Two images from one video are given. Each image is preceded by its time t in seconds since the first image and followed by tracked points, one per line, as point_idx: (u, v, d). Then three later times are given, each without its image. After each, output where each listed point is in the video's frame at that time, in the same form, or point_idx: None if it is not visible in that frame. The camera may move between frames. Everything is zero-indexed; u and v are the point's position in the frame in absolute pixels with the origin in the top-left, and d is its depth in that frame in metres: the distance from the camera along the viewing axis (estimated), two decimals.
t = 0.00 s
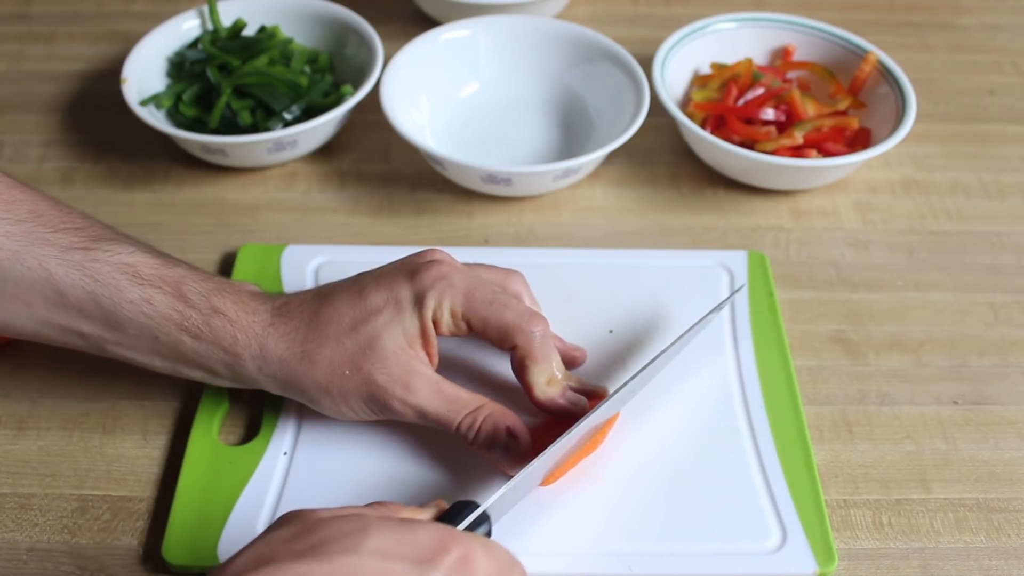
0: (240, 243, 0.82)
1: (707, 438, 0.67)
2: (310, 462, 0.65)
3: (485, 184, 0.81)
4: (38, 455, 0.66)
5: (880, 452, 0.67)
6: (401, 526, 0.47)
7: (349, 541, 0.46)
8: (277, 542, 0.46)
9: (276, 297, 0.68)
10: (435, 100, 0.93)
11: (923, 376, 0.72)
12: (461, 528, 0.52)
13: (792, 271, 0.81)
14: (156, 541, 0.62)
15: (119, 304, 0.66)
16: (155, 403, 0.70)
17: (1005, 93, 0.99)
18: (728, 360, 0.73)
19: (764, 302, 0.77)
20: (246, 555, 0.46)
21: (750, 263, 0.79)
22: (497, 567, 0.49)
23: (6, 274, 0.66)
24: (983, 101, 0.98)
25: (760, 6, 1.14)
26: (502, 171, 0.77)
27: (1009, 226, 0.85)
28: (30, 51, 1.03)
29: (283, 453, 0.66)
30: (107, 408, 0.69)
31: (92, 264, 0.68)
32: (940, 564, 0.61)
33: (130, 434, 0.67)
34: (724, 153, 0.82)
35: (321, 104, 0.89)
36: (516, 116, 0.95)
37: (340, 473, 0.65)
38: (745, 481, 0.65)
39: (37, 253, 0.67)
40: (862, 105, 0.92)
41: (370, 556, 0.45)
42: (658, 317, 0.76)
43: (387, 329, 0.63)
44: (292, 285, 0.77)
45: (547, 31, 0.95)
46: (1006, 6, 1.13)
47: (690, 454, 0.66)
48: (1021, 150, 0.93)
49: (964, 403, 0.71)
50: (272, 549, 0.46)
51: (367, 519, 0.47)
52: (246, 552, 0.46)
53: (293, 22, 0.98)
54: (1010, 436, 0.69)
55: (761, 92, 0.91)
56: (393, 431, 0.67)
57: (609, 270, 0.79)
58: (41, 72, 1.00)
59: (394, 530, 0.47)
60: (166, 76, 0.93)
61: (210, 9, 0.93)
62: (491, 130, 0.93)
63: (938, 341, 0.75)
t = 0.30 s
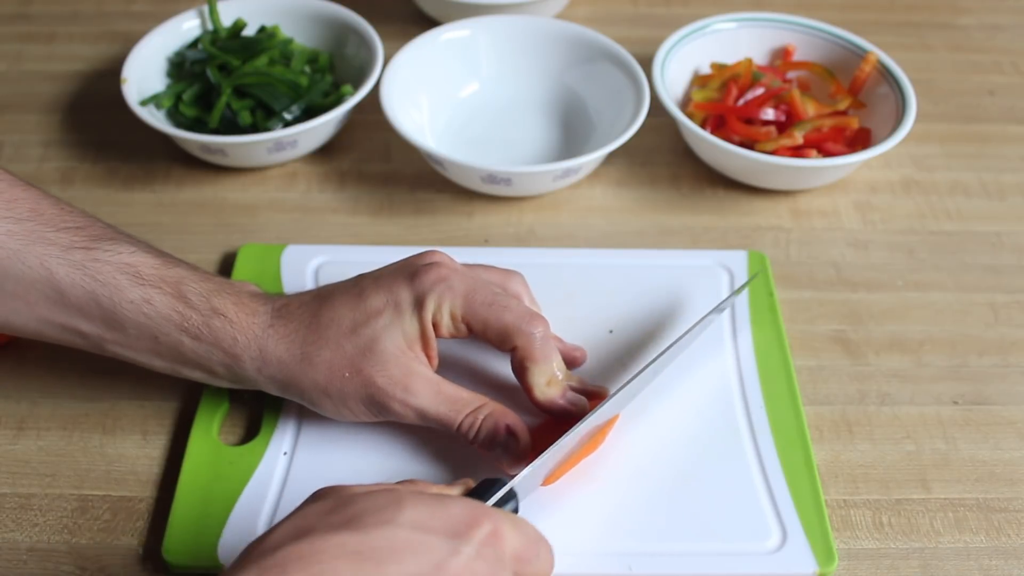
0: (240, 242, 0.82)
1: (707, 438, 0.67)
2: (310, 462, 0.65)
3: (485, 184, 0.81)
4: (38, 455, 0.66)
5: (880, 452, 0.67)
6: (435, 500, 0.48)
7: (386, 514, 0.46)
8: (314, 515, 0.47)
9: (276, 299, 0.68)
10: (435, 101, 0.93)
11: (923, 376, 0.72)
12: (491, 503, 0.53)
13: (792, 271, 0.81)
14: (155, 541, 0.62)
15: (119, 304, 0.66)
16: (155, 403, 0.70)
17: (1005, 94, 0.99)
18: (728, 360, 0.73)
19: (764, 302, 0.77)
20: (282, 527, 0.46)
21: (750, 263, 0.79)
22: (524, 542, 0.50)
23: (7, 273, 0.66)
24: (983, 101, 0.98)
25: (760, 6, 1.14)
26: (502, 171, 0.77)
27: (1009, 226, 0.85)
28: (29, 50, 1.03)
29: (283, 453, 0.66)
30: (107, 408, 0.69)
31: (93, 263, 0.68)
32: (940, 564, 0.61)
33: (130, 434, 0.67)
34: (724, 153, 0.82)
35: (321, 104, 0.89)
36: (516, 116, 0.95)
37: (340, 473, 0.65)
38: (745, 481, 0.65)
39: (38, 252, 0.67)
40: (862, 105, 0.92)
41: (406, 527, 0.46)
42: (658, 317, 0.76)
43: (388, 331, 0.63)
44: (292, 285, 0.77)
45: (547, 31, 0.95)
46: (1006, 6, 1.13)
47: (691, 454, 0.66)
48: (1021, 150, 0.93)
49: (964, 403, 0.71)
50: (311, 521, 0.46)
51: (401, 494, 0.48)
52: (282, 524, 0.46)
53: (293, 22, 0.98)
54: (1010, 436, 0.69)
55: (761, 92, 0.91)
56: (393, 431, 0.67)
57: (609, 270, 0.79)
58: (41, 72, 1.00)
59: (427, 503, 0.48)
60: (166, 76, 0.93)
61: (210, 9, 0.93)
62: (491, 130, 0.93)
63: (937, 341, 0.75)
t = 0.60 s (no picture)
0: (240, 243, 0.82)
1: (707, 438, 0.67)
2: (310, 462, 0.65)
3: (485, 184, 0.81)
4: (38, 455, 0.66)
5: (880, 452, 0.67)
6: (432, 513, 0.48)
7: (383, 525, 0.46)
8: (310, 521, 0.46)
9: (276, 299, 0.68)
10: (435, 100, 0.93)
11: (923, 376, 0.72)
12: (482, 513, 0.53)
13: (792, 271, 0.81)
14: (155, 541, 0.62)
15: (119, 303, 0.66)
16: (155, 403, 0.70)
17: (1005, 94, 0.99)
18: (728, 360, 0.73)
19: (764, 302, 0.77)
20: (279, 531, 0.46)
21: (750, 263, 0.79)
22: (516, 554, 0.50)
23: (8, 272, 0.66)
24: (983, 101, 0.98)
25: (761, 6, 1.14)
26: (502, 171, 0.77)
27: (1009, 226, 0.85)
28: (30, 51, 1.03)
29: (283, 453, 0.66)
30: (107, 408, 0.69)
31: (94, 263, 0.68)
32: (940, 564, 0.61)
33: (130, 434, 0.67)
34: (724, 153, 0.82)
35: (321, 104, 0.89)
36: (516, 116, 0.95)
37: (340, 473, 0.65)
38: (745, 481, 0.65)
39: (38, 251, 0.67)
40: (862, 105, 0.92)
41: (400, 540, 0.46)
42: (658, 317, 0.76)
43: (388, 333, 0.63)
44: (292, 285, 0.77)
45: (547, 31, 0.95)
46: (1006, 6, 1.13)
47: (690, 454, 0.66)
48: (1021, 150, 0.93)
49: (964, 403, 0.71)
50: (305, 529, 0.46)
51: (398, 504, 0.48)
52: (278, 530, 0.46)
53: (293, 22, 0.98)
54: (1010, 436, 0.69)
55: (761, 92, 0.91)
56: (393, 432, 0.67)
57: (609, 270, 0.79)
58: (41, 72, 1.00)
59: (424, 515, 0.48)
60: (166, 76, 0.93)
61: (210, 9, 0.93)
62: (491, 130, 0.93)
63: (937, 341, 0.75)
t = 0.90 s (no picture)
0: (240, 243, 0.82)
1: (707, 438, 0.67)
2: (310, 462, 0.65)
3: (484, 184, 0.81)
4: (38, 455, 0.66)
5: (880, 452, 0.67)
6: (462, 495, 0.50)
7: (414, 506, 0.47)
8: (345, 506, 0.48)
9: (277, 300, 0.68)
10: (435, 100, 0.93)
11: (923, 376, 0.72)
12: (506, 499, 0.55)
13: (792, 271, 0.81)
14: (155, 541, 0.62)
15: (120, 303, 0.66)
16: (155, 403, 0.70)
17: (1005, 94, 0.99)
18: (727, 360, 0.73)
19: (764, 302, 0.77)
20: (315, 517, 0.47)
21: (750, 263, 0.79)
22: (541, 534, 0.52)
23: (9, 271, 0.66)
24: (983, 101, 0.98)
25: (760, 6, 1.14)
26: (502, 171, 0.77)
27: (1009, 226, 0.85)
28: (29, 51, 1.03)
29: (283, 453, 0.66)
30: (107, 408, 0.69)
31: (95, 262, 0.67)
32: (940, 564, 0.61)
33: (130, 434, 0.67)
34: (725, 153, 0.82)
35: (321, 104, 0.89)
36: (516, 116, 0.95)
37: (340, 473, 0.65)
38: (746, 481, 0.65)
39: (40, 250, 0.67)
40: (862, 105, 0.92)
41: (433, 520, 0.47)
42: (657, 317, 0.75)
43: (388, 335, 0.63)
44: (292, 285, 0.77)
45: (547, 31, 0.95)
46: (1006, 6, 1.13)
47: (690, 454, 0.66)
48: (1021, 150, 0.93)
49: (964, 403, 0.71)
50: (342, 512, 0.47)
51: (428, 487, 0.49)
52: (314, 517, 0.47)
53: (293, 22, 0.98)
54: (1010, 436, 0.69)
55: (761, 92, 0.91)
56: (393, 432, 0.67)
57: (609, 270, 0.79)
58: (40, 72, 1.00)
59: (454, 498, 0.49)
60: (166, 76, 0.93)
61: (210, 9, 0.93)
62: (491, 130, 0.93)
63: (937, 341, 0.75)
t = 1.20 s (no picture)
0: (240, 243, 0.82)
1: (707, 438, 0.67)
2: (309, 462, 0.65)
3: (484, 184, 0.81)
4: (38, 455, 0.66)
5: (880, 452, 0.67)
6: None
7: None
8: None
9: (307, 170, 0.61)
10: (435, 100, 0.93)
11: (923, 376, 0.72)
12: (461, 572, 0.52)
13: (792, 271, 0.81)
14: (156, 540, 0.62)
15: None
16: (155, 403, 0.70)
17: (1005, 93, 0.99)
18: (727, 359, 0.73)
19: (764, 302, 0.77)
20: None
21: (750, 263, 0.79)
22: None
23: None
24: (983, 101, 0.98)
25: (760, 6, 1.14)
26: (502, 171, 0.77)
27: (1009, 226, 0.85)
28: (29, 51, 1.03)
29: (283, 453, 0.66)
30: (107, 408, 0.69)
31: (74, 128, 0.59)
32: (940, 564, 0.61)
33: (130, 434, 0.67)
34: (724, 152, 0.82)
35: (321, 104, 0.89)
36: (516, 116, 0.95)
37: (340, 473, 0.65)
38: (746, 481, 0.65)
39: None
40: (862, 105, 0.92)
41: None
42: (657, 317, 0.76)
43: (408, 225, 0.57)
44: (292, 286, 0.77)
45: (547, 31, 0.96)
46: (1006, 6, 1.13)
47: (690, 453, 0.66)
48: (1021, 150, 0.93)
49: (964, 403, 0.71)
50: None
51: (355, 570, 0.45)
52: None
53: (293, 22, 0.98)
54: (1010, 436, 0.69)
55: (761, 92, 0.91)
56: (392, 433, 0.67)
57: (609, 270, 0.79)
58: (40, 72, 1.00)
59: None
60: (166, 76, 0.93)
61: (210, 9, 0.93)
62: (491, 130, 0.93)
63: (937, 341, 0.75)
